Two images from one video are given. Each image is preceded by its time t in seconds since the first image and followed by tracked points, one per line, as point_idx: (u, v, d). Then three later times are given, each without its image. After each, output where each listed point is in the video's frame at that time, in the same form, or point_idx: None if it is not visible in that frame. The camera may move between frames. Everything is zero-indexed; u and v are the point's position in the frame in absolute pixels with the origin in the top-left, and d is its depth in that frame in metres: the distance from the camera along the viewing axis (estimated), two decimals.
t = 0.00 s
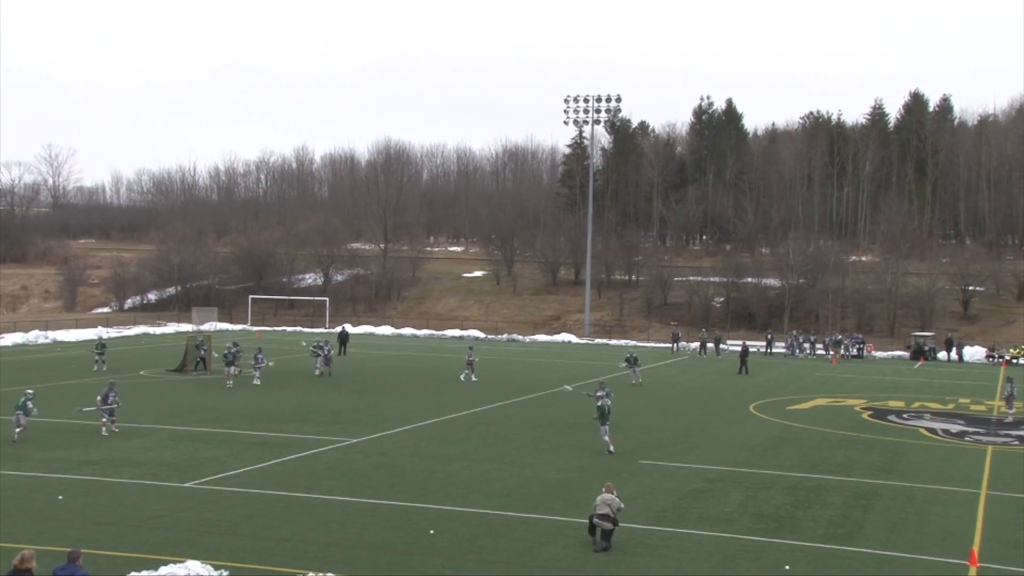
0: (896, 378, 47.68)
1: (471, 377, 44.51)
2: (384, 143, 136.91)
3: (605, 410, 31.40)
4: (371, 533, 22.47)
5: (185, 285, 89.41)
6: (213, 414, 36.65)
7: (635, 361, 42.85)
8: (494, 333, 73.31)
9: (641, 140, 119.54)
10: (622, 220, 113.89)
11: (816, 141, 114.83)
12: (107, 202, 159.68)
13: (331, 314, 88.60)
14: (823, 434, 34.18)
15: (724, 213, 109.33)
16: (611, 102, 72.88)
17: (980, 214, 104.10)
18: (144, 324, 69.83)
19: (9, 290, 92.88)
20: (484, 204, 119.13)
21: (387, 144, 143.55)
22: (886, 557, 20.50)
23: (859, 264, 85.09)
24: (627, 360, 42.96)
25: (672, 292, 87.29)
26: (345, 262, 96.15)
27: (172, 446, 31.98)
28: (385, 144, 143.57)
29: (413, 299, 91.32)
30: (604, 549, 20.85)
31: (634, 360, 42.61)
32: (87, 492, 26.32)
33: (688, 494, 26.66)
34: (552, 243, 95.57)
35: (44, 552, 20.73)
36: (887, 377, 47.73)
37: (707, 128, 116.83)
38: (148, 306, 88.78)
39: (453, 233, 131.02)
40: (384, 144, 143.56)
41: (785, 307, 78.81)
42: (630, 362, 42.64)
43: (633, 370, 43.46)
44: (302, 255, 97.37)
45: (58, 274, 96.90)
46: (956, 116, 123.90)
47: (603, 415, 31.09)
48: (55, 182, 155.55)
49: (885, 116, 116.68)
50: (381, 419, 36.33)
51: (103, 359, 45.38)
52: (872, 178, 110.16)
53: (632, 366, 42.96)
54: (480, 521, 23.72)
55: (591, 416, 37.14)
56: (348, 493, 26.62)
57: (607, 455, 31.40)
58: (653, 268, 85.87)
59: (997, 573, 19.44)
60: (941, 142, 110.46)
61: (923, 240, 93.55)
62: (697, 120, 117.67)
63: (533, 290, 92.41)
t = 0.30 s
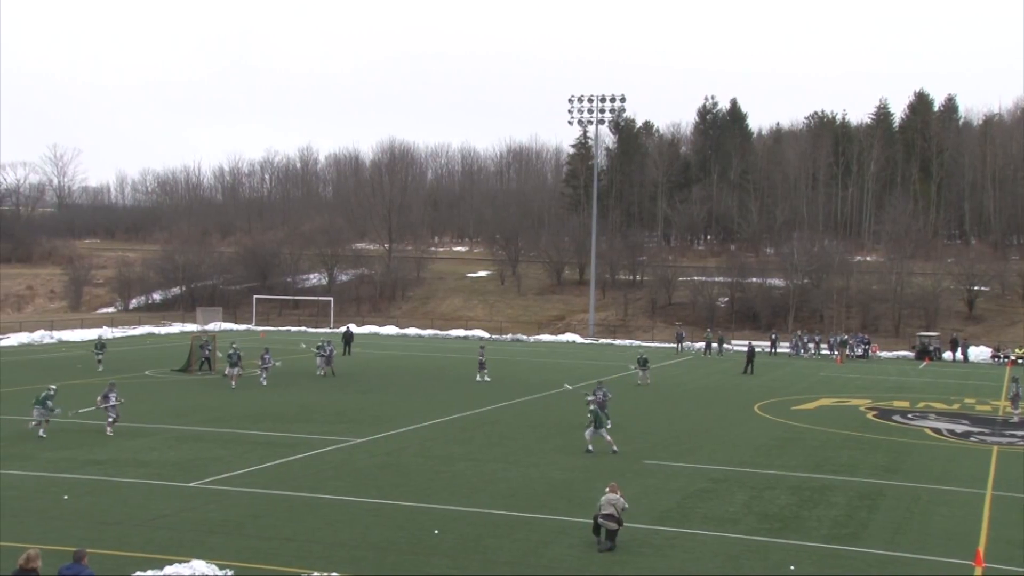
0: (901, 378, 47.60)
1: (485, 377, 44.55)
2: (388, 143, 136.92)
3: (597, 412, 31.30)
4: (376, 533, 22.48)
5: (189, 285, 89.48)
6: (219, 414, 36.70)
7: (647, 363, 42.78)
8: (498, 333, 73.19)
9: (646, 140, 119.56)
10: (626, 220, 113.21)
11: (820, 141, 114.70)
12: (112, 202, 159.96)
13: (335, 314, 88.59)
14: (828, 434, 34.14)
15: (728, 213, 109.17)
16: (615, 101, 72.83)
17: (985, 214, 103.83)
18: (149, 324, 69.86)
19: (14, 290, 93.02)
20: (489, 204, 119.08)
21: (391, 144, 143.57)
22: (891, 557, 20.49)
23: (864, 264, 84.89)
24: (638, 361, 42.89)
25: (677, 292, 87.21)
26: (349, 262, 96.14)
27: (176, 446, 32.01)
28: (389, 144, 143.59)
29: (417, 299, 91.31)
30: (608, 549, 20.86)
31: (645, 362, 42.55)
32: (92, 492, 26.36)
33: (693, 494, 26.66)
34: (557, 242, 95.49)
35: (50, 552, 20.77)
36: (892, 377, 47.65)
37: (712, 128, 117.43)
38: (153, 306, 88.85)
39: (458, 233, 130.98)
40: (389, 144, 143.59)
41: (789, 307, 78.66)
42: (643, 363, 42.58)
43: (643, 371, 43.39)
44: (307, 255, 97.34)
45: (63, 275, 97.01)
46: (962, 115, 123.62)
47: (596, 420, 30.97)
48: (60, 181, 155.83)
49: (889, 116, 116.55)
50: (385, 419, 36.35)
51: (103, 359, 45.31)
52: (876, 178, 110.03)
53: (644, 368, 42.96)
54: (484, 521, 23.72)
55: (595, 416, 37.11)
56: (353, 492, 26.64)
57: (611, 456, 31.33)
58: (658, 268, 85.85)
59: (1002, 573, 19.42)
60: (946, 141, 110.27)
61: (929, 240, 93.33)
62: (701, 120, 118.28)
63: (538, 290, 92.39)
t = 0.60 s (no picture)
0: (905, 378, 47.53)
1: (494, 377, 44.57)
2: (393, 143, 136.91)
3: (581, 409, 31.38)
4: (380, 533, 22.49)
5: (194, 285, 89.62)
6: (223, 414, 36.71)
7: (651, 363, 42.82)
8: (503, 333, 73.17)
9: (650, 140, 119.49)
10: (631, 220, 113.20)
11: (825, 140, 114.45)
12: (117, 202, 160.08)
13: (340, 314, 88.65)
14: (832, 434, 34.12)
15: (733, 213, 108.95)
16: (620, 101, 72.87)
17: (990, 214, 103.48)
18: (154, 324, 69.91)
19: (19, 290, 93.23)
20: (493, 204, 119.03)
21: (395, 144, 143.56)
22: (895, 558, 20.46)
23: (869, 264, 84.75)
24: (644, 360, 42.83)
25: (681, 292, 87.13)
26: (353, 262, 96.20)
27: (180, 445, 32.06)
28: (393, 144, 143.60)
29: (422, 299, 91.32)
30: (613, 549, 20.86)
31: (650, 361, 42.51)
32: (97, 492, 26.40)
33: (697, 494, 26.65)
34: (561, 242, 95.54)
35: (56, 552, 20.81)
36: (897, 377, 47.59)
37: (716, 128, 117.80)
38: (157, 306, 89.04)
39: (462, 233, 131.04)
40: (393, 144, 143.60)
41: (794, 307, 78.53)
42: (648, 363, 42.56)
43: (648, 371, 43.34)
44: (312, 255, 97.39)
45: (68, 275, 97.18)
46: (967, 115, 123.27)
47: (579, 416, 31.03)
48: (65, 181, 156.17)
49: (895, 115, 116.28)
50: (389, 419, 36.35)
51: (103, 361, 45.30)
52: (881, 177, 109.83)
53: (649, 368, 42.95)
54: (489, 521, 23.74)
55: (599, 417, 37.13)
56: (357, 492, 26.68)
57: (615, 456, 31.34)
58: (663, 268, 85.93)
59: (1007, 573, 19.40)
60: (951, 141, 109.98)
61: (934, 240, 93.11)
62: (706, 121, 118.69)
63: (542, 290, 92.43)
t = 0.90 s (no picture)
0: (914, 377, 47.44)
1: (508, 377, 44.56)
2: (401, 143, 136.95)
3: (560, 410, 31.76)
4: (388, 533, 22.51)
5: (202, 285, 89.73)
6: (230, 414, 36.75)
7: (656, 362, 42.78)
8: (510, 333, 73.09)
9: (658, 140, 119.33)
10: (638, 220, 113.22)
11: (834, 140, 114.18)
12: (125, 202, 160.41)
13: (348, 314, 88.72)
14: (841, 435, 34.04)
15: (741, 213, 108.68)
16: (628, 101, 72.75)
17: (1000, 214, 103.09)
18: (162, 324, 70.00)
19: (28, 291, 93.48)
20: (501, 204, 118.95)
21: (403, 144, 143.57)
22: (904, 558, 20.43)
23: (878, 264, 84.42)
24: (649, 360, 43.06)
25: (689, 292, 87.00)
26: (361, 262, 96.25)
27: (189, 445, 32.10)
28: (401, 144, 143.61)
29: (429, 299, 91.35)
30: (621, 549, 20.84)
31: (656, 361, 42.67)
32: (106, 491, 26.47)
33: (705, 494, 26.60)
34: (569, 242, 95.49)
35: (65, 551, 20.87)
36: (906, 377, 47.48)
37: (724, 128, 117.89)
38: (166, 306, 89.23)
39: (470, 233, 131.07)
40: (401, 144, 143.61)
41: (802, 307, 78.34)
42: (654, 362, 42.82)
43: (653, 370, 43.51)
44: (320, 255, 97.46)
45: (77, 275, 97.39)
46: (977, 114, 122.81)
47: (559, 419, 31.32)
48: (74, 181, 156.62)
49: (903, 115, 115.95)
50: (396, 419, 36.35)
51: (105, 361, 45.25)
52: (890, 177, 109.55)
53: (655, 366, 43.23)
54: (497, 521, 23.73)
55: (607, 417, 37.10)
56: (365, 492, 26.70)
57: (622, 457, 31.29)
58: (670, 268, 85.79)
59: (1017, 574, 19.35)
60: (960, 141, 109.61)
61: (943, 240, 92.78)
62: (713, 121, 118.70)
63: (550, 290, 92.35)
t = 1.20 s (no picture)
0: (925, 378, 47.34)
1: (526, 377, 44.41)
2: (410, 143, 137.13)
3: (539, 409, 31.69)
4: (399, 533, 22.54)
5: (213, 285, 89.95)
6: (241, 414, 36.83)
7: (662, 361, 42.71)
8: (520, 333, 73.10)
9: (667, 140, 119.12)
10: (648, 219, 113.15)
11: (844, 139, 113.92)
12: (136, 202, 161.05)
13: (358, 314, 88.87)
14: (852, 435, 33.96)
15: (751, 213, 108.43)
16: (638, 100, 72.66)
17: (1012, 214, 102.59)
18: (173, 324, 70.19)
19: (40, 291, 93.84)
20: (510, 204, 118.91)
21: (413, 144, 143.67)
22: (916, 559, 20.37)
23: (889, 264, 84.14)
24: (653, 360, 42.75)
25: (699, 292, 86.93)
26: (371, 262, 96.33)
27: (200, 445, 32.20)
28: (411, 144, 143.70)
29: (439, 299, 91.48)
30: (631, 549, 20.82)
31: (660, 360, 42.39)
32: (118, 490, 26.58)
33: (716, 494, 26.59)
34: (579, 242, 95.45)
35: (77, 550, 20.97)
36: (918, 377, 47.36)
37: (735, 128, 116.46)
38: (177, 306, 89.50)
39: (479, 233, 131.11)
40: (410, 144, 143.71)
41: (812, 307, 78.21)
42: (658, 362, 42.51)
43: (657, 370, 43.17)
44: (330, 255, 97.55)
45: (88, 275, 97.72)
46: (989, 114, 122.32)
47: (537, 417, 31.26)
48: (85, 181, 157.05)
49: (915, 114, 115.61)
50: (406, 419, 36.37)
51: (110, 360, 45.28)
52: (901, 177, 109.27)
53: (658, 367, 42.88)
54: (507, 521, 23.74)
55: (617, 416, 37.09)
56: (375, 492, 26.74)
57: (633, 457, 31.27)
58: (679, 268, 85.74)
59: None
60: (972, 141, 109.19)
61: (955, 240, 92.42)
62: (724, 120, 117.19)
63: (560, 290, 92.33)
